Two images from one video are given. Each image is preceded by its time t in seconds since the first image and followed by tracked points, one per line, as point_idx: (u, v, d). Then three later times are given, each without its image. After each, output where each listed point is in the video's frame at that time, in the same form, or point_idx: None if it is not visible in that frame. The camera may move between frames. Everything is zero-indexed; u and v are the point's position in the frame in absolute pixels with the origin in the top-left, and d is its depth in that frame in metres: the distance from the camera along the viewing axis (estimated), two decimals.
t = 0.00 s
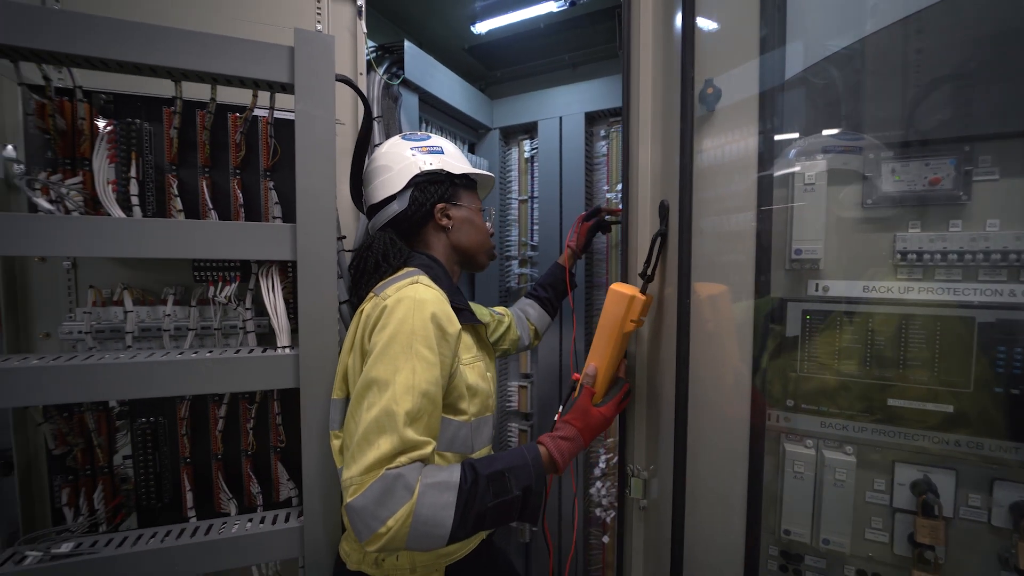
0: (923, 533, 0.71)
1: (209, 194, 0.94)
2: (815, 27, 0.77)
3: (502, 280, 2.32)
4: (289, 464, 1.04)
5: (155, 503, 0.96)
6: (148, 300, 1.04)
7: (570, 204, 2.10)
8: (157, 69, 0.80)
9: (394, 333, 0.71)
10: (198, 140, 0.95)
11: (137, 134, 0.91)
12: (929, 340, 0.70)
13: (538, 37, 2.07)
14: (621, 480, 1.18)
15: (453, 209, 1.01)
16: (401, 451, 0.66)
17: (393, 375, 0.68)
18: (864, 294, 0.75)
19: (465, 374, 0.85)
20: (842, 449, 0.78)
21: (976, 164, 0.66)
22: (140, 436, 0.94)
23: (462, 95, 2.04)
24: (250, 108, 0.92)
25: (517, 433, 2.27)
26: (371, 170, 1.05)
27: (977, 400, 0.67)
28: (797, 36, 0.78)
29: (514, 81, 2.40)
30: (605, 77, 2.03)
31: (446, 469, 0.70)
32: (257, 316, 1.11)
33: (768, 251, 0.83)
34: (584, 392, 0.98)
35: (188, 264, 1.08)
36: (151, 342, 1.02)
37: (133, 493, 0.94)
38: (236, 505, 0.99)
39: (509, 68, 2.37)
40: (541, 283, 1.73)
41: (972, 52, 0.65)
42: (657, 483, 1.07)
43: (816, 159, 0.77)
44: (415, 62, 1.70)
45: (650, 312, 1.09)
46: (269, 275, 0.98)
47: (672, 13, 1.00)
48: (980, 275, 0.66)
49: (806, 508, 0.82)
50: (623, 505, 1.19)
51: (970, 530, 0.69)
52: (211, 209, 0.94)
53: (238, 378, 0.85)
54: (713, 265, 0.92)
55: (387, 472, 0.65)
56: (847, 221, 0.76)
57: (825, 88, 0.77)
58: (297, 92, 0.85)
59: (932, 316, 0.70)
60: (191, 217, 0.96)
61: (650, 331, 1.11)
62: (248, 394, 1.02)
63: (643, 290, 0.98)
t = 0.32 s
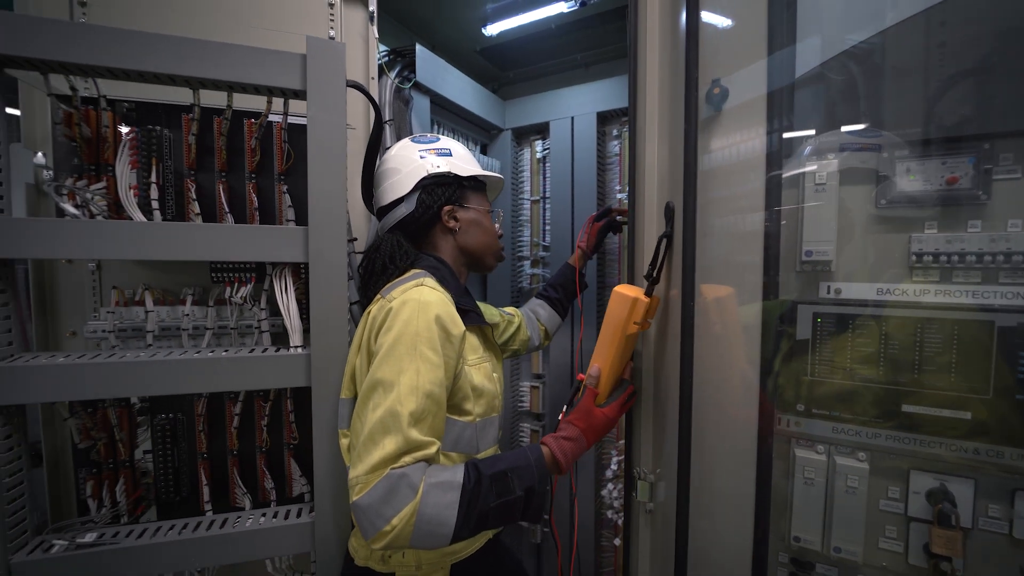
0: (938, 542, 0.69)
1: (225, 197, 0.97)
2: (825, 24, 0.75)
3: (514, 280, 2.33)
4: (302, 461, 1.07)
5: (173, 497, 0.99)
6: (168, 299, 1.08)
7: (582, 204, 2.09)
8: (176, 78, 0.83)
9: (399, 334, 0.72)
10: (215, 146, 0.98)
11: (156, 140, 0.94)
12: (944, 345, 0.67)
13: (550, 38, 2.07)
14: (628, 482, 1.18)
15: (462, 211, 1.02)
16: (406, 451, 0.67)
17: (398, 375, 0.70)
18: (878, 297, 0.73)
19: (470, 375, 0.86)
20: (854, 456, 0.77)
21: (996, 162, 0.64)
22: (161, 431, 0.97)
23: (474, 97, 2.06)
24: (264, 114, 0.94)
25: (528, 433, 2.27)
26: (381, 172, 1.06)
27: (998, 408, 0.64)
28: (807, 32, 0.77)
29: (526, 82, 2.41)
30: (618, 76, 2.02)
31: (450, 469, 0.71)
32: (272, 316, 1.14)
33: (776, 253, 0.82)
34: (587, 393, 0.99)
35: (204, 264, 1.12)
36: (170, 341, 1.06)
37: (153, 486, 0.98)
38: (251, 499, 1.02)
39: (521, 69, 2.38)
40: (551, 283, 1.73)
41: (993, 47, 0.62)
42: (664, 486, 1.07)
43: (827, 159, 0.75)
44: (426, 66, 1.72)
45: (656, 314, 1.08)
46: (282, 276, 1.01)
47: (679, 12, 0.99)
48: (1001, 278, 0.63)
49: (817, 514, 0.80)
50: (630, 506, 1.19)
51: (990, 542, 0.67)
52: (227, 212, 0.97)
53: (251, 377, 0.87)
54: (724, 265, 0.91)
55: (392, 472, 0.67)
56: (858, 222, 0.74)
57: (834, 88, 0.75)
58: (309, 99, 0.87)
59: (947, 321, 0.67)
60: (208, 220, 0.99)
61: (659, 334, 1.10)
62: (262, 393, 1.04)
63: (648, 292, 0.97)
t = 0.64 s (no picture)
0: (952, 549, 0.67)
1: (236, 199, 0.99)
2: (834, 21, 0.74)
3: (524, 280, 2.33)
4: (311, 458, 1.08)
5: (186, 491, 1.02)
6: (183, 298, 1.11)
7: (592, 203, 2.08)
8: (189, 83, 0.85)
9: (402, 337, 0.73)
10: (227, 148, 1.00)
11: (171, 143, 0.97)
12: (960, 347, 0.65)
13: (559, 37, 2.07)
14: (634, 483, 1.18)
15: (466, 211, 1.02)
16: (409, 453, 0.68)
17: (400, 378, 0.71)
18: (890, 298, 0.71)
19: (473, 376, 0.86)
20: (865, 459, 0.75)
21: (1017, 159, 0.61)
22: (176, 427, 1.01)
23: (484, 98, 2.06)
24: (275, 117, 0.96)
25: (538, 433, 2.28)
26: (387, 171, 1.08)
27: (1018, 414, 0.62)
28: (817, 29, 0.76)
29: (536, 81, 2.41)
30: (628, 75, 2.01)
31: (454, 470, 0.71)
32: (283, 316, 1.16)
33: (785, 253, 0.81)
34: (591, 392, 0.99)
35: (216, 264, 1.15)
36: (185, 339, 1.08)
37: (168, 480, 1.02)
38: (261, 495, 1.04)
39: (531, 68, 2.38)
40: (559, 282, 1.73)
41: (1011, 40, 0.60)
42: (671, 487, 1.06)
43: (835, 157, 0.75)
44: (436, 67, 1.73)
45: (662, 314, 1.08)
46: (292, 277, 1.02)
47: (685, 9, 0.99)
48: (1018, 278, 0.61)
49: (826, 518, 0.79)
50: (635, 507, 1.19)
51: (1008, 551, 0.65)
52: (239, 213, 0.99)
53: (260, 376, 0.89)
54: (733, 264, 0.90)
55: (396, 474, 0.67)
56: (870, 221, 0.73)
57: (839, 87, 0.74)
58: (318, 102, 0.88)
59: (961, 322, 0.65)
60: (220, 220, 1.02)
61: (666, 334, 1.10)
62: (273, 390, 1.06)
63: (652, 291, 0.96)
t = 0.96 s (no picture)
0: (961, 550, 0.66)
1: (242, 197, 1.00)
2: (843, 16, 0.73)
3: (529, 280, 2.33)
4: (315, 455, 1.09)
5: (192, 487, 1.03)
6: (189, 296, 1.12)
7: (597, 203, 2.07)
8: (195, 82, 0.86)
9: (395, 337, 0.73)
10: (233, 147, 1.01)
11: (178, 143, 0.98)
12: (969, 346, 0.65)
13: (564, 36, 2.07)
14: (639, 483, 1.18)
15: (457, 209, 0.98)
16: (408, 454, 0.68)
17: (396, 379, 0.71)
18: (897, 296, 0.70)
19: (470, 374, 0.87)
20: (872, 459, 0.74)
21: None
22: (182, 423, 1.02)
23: (488, 97, 2.06)
24: (279, 115, 0.96)
25: (542, 432, 2.28)
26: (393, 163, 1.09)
27: None
28: (824, 24, 0.75)
29: (542, 81, 2.41)
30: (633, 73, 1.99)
31: (455, 471, 0.71)
32: (288, 314, 1.16)
33: (791, 251, 0.80)
34: (593, 389, 0.99)
35: (223, 262, 1.16)
36: (191, 337, 1.09)
37: (174, 476, 1.03)
38: (265, 492, 1.05)
39: (536, 68, 2.38)
40: (563, 280, 1.73)
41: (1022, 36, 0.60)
42: (676, 486, 1.06)
43: (844, 153, 0.74)
44: (441, 67, 1.74)
45: (667, 312, 1.07)
46: (295, 274, 1.02)
47: (691, 6, 0.98)
48: None
49: (833, 519, 0.78)
50: (639, 507, 1.18)
51: (1019, 551, 0.64)
52: (244, 211, 0.99)
53: (263, 373, 0.89)
54: (740, 262, 0.89)
55: (395, 475, 0.68)
56: (876, 220, 0.72)
57: (848, 83, 0.74)
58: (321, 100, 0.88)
59: (971, 320, 0.64)
60: (226, 219, 1.02)
61: (671, 332, 1.09)
62: (277, 388, 1.07)
63: (657, 289, 0.96)
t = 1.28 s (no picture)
0: (962, 546, 0.67)
1: (241, 194, 0.99)
2: (846, 15, 0.73)
3: (527, 279, 2.33)
4: (314, 454, 1.08)
5: (190, 487, 1.02)
6: (186, 294, 1.11)
7: (596, 201, 2.07)
8: (195, 77, 0.85)
9: (393, 342, 0.73)
10: (232, 144, 1.00)
11: (176, 139, 0.97)
12: (968, 343, 0.65)
13: (564, 36, 2.07)
14: (640, 481, 1.17)
15: (454, 205, 0.97)
16: (414, 462, 0.68)
17: (396, 386, 0.70)
18: (898, 293, 0.71)
19: (469, 374, 0.86)
20: (872, 455, 0.75)
21: None
22: (180, 422, 1.01)
23: (487, 95, 2.06)
24: (279, 112, 0.96)
25: (541, 431, 2.28)
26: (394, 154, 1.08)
27: None
28: (825, 23, 0.76)
29: (540, 80, 2.41)
30: (632, 72, 1.99)
31: (463, 475, 0.72)
32: (286, 312, 1.15)
33: (792, 250, 0.80)
34: (597, 389, 1.00)
35: (222, 260, 1.15)
36: (189, 335, 1.08)
37: (171, 476, 1.02)
38: (264, 491, 1.04)
39: (534, 67, 2.38)
40: (561, 277, 1.73)
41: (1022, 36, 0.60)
42: (676, 484, 1.06)
43: (845, 150, 0.74)
44: (442, 65, 1.73)
45: (669, 309, 1.07)
46: (296, 272, 1.01)
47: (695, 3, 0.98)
48: None
49: (833, 515, 0.78)
50: (641, 503, 1.18)
51: (1017, 546, 0.64)
52: (243, 208, 0.99)
53: (263, 371, 0.89)
54: (740, 261, 0.89)
55: (402, 484, 0.67)
56: (877, 218, 0.72)
57: (850, 81, 0.74)
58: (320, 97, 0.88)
59: (970, 318, 0.65)
60: (225, 216, 1.01)
61: (671, 331, 1.09)
62: (276, 386, 1.06)
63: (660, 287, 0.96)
